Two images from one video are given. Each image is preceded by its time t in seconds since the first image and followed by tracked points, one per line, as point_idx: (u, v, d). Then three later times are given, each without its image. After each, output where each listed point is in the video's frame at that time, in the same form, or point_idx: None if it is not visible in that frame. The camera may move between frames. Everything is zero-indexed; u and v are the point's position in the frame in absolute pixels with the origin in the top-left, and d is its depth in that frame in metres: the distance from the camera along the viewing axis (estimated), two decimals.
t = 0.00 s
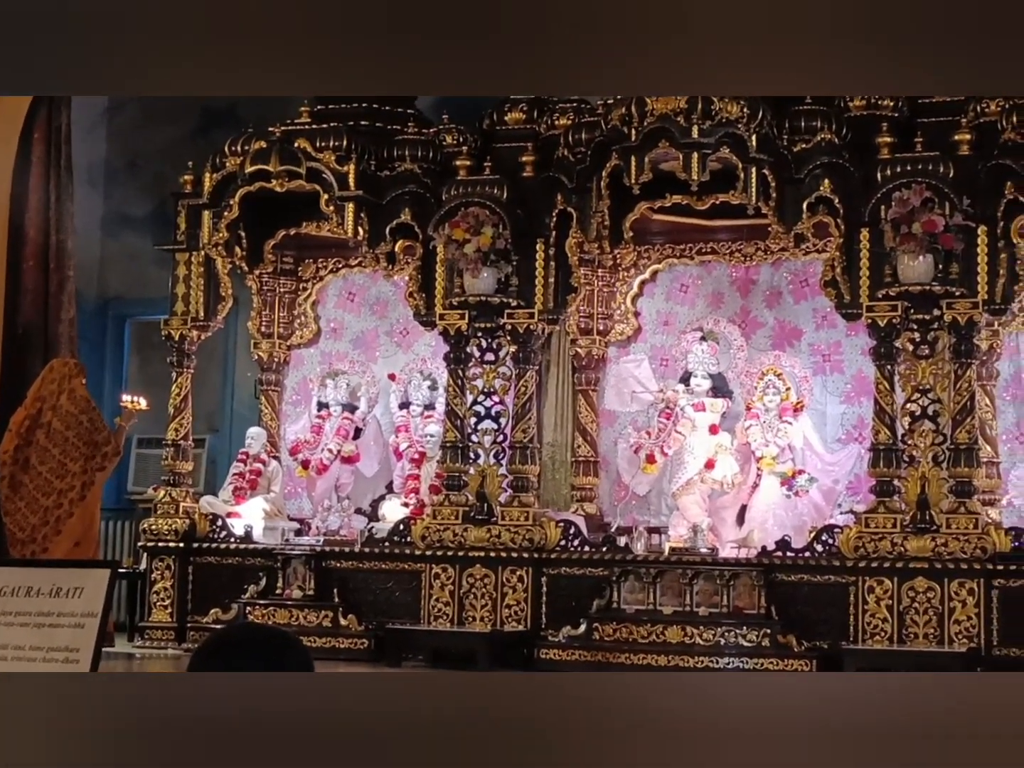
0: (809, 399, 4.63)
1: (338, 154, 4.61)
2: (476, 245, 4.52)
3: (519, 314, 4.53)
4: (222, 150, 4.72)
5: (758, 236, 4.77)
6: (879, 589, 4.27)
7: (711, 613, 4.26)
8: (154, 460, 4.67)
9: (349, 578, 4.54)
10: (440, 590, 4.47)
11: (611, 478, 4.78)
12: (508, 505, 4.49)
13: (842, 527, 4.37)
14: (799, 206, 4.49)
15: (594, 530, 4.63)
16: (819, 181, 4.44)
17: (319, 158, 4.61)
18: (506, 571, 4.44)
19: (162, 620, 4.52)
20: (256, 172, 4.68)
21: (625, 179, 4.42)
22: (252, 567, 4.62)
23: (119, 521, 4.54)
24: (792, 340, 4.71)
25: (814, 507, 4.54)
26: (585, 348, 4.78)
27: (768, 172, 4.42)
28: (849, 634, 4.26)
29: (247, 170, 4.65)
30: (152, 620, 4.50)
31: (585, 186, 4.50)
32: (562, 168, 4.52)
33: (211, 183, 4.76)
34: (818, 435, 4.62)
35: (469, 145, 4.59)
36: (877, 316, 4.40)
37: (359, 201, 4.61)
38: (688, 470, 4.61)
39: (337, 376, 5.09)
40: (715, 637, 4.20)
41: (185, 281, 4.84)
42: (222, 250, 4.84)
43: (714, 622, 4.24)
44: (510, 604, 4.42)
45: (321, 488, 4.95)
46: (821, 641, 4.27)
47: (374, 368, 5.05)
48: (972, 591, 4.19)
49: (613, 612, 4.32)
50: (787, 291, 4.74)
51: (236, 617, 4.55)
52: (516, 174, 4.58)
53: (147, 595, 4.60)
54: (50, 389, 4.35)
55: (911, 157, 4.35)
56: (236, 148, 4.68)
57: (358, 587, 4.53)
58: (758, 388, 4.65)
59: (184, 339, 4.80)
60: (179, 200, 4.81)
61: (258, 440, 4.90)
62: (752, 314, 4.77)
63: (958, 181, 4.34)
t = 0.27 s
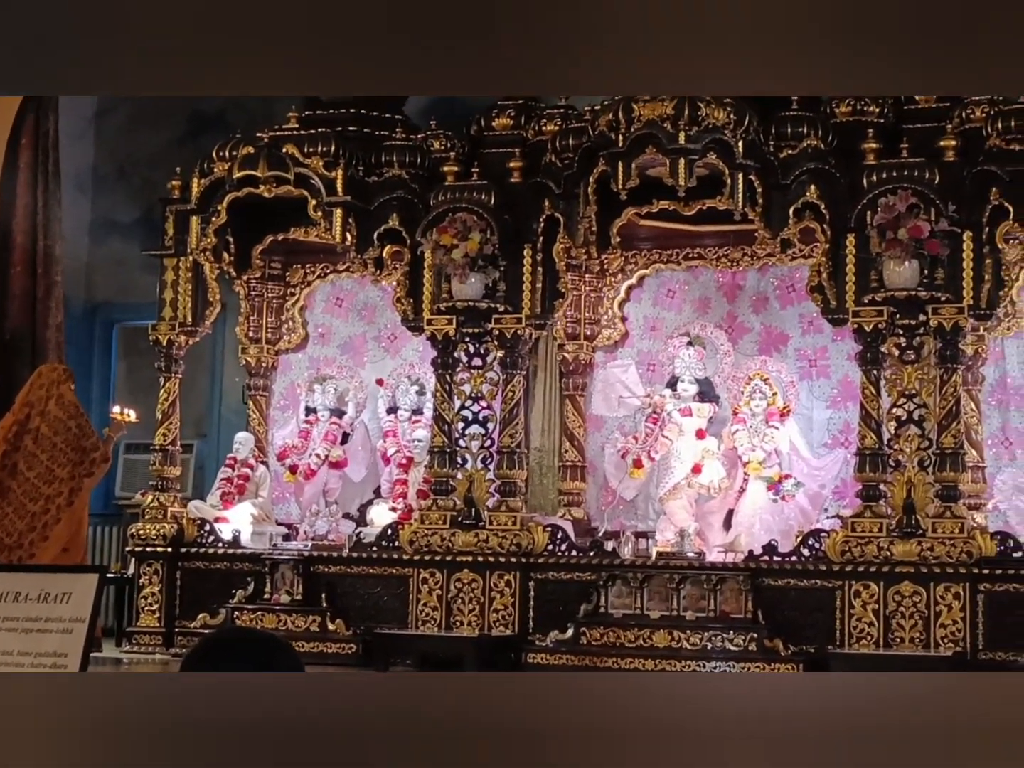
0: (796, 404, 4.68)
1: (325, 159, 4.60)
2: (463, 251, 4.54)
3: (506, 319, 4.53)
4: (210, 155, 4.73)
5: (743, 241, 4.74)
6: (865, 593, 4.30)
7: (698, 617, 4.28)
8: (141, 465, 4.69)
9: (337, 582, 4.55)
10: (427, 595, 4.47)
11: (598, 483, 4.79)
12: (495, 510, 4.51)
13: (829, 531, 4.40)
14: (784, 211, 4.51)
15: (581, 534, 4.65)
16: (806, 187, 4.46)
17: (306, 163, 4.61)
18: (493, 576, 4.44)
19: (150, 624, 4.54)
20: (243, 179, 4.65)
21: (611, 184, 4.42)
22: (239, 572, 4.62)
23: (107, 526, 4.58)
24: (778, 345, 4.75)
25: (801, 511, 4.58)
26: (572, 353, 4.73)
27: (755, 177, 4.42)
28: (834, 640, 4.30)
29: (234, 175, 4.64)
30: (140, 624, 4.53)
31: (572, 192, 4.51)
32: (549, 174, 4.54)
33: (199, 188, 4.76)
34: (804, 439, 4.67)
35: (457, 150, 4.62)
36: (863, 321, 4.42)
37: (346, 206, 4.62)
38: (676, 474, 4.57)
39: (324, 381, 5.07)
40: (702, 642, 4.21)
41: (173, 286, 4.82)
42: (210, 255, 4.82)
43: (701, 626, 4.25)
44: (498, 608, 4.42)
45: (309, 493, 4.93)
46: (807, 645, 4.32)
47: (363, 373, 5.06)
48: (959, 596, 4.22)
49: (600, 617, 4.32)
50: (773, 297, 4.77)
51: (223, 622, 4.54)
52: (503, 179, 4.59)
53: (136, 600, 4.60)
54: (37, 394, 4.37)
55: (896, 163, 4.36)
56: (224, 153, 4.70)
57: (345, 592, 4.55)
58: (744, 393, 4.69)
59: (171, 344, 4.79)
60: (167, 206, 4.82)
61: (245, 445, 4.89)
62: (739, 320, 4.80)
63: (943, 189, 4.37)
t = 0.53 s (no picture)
0: (767, 405, 5.00)
1: (329, 175, 4.92)
2: (458, 261, 4.85)
3: (497, 325, 4.85)
4: (221, 170, 5.03)
5: (720, 254, 5.07)
6: (832, 582, 4.61)
7: (676, 603, 4.60)
8: (155, 459, 5.05)
9: (338, 571, 4.85)
10: (423, 582, 4.79)
11: (582, 477, 5.12)
12: (487, 503, 4.83)
13: (798, 524, 4.71)
14: (758, 225, 4.81)
15: (567, 525, 4.99)
16: (777, 203, 4.77)
17: (311, 179, 4.92)
18: (485, 565, 4.75)
19: (163, 609, 4.87)
20: (252, 192, 4.95)
21: (596, 199, 4.74)
22: (246, 560, 4.92)
23: (123, 517, 4.96)
24: (750, 351, 5.09)
25: (772, 505, 4.91)
26: (558, 357, 5.05)
27: (731, 193, 4.72)
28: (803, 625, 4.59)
29: (244, 189, 4.93)
30: (154, 610, 4.87)
31: (560, 206, 4.84)
32: (538, 189, 4.87)
33: (210, 201, 5.03)
34: (776, 438, 5.01)
35: (452, 167, 4.93)
36: (830, 327, 4.74)
37: (348, 218, 4.92)
38: (655, 470, 4.88)
39: (327, 382, 5.37)
40: (679, 626, 4.53)
41: (186, 293, 5.11)
42: (221, 265, 5.10)
43: (679, 612, 4.57)
44: (489, 595, 4.74)
45: (312, 486, 5.26)
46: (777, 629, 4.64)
47: (363, 375, 5.38)
48: (918, 584, 4.53)
49: (584, 603, 4.66)
50: (747, 305, 5.11)
51: (232, 607, 4.86)
52: (496, 194, 4.90)
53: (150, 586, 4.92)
54: (59, 394, 4.67)
55: (862, 181, 4.68)
56: (234, 168, 5.00)
57: (346, 580, 4.85)
58: (719, 394, 5.02)
59: (184, 347, 5.08)
60: (179, 217, 5.12)
61: (253, 441, 5.21)
62: (715, 326, 5.14)
63: (905, 204, 4.69)
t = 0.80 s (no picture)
0: (726, 405, 5.63)
1: (336, 198, 5.47)
2: (451, 275, 5.45)
3: (486, 332, 5.45)
4: (239, 192, 5.62)
5: (685, 270, 5.70)
6: (781, 562, 5.20)
7: (644, 580, 5.17)
8: (179, 452, 5.64)
9: (343, 550, 5.45)
10: (418, 560, 5.38)
11: (561, 468, 5.73)
12: (475, 490, 5.46)
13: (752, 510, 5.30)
14: (719, 244, 5.38)
15: (547, 509, 5.58)
16: (736, 225, 5.33)
17: (320, 200, 5.48)
18: (474, 545, 5.36)
19: (186, 584, 5.46)
20: (267, 212, 5.52)
21: (575, 220, 5.31)
22: (261, 541, 5.48)
23: (151, 500, 5.62)
24: (711, 356, 5.69)
25: (729, 493, 5.53)
26: (540, 360, 5.68)
27: (694, 216, 5.31)
28: (756, 599, 5.18)
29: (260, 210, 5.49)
30: (178, 585, 5.45)
31: (542, 226, 5.42)
32: (523, 211, 5.45)
33: (230, 220, 5.62)
34: (734, 434, 5.64)
35: (445, 191, 5.51)
36: (783, 335, 5.32)
37: (353, 236, 5.49)
38: (626, 461, 5.44)
39: (334, 382, 5.98)
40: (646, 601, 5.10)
41: (207, 302, 5.73)
42: (239, 277, 5.74)
43: (646, 588, 5.14)
44: (477, 572, 5.34)
45: (320, 475, 5.86)
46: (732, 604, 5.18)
47: (365, 376, 5.95)
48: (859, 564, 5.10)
49: (562, 580, 5.24)
50: (708, 316, 5.72)
51: (249, 582, 5.41)
52: (485, 215, 5.50)
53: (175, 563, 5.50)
54: (94, 393, 5.25)
55: (811, 206, 5.26)
56: (251, 191, 5.59)
57: (350, 558, 5.45)
58: (683, 395, 5.64)
59: (206, 351, 5.70)
60: (202, 234, 5.72)
61: (267, 434, 5.80)
62: (679, 334, 5.73)
63: (848, 227, 5.28)
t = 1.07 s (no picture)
0: (685, 406, 6.45)
1: (347, 226, 6.27)
2: (446, 292, 6.26)
3: (477, 342, 6.26)
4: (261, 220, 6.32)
5: (650, 289, 6.57)
6: (732, 543, 5.95)
7: (614, 558, 6.00)
8: (208, 448, 6.42)
9: (352, 533, 6.26)
10: (418, 541, 6.18)
11: (541, 461, 6.52)
12: (468, 480, 6.25)
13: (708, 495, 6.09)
14: (679, 267, 6.20)
15: (530, 496, 6.38)
16: (694, 249, 6.15)
17: (332, 228, 6.27)
18: (467, 528, 6.15)
19: (216, 563, 6.26)
20: (287, 238, 6.24)
21: (553, 245, 6.12)
22: (279, 524, 6.29)
23: (185, 489, 6.44)
24: (672, 363, 6.51)
25: (688, 481, 6.32)
26: (523, 367, 6.43)
27: (657, 242, 6.15)
28: (712, 573, 5.92)
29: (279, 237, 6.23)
30: (209, 563, 6.25)
31: (525, 250, 6.23)
32: (508, 237, 6.30)
33: (254, 245, 6.31)
34: (692, 431, 6.44)
35: (441, 220, 6.32)
36: (735, 344, 6.13)
37: (361, 260, 6.30)
38: (598, 454, 6.30)
39: (344, 386, 6.76)
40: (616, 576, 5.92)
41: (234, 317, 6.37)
42: (262, 295, 6.36)
43: (616, 565, 5.96)
44: (470, 551, 6.14)
45: (332, 467, 6.65)
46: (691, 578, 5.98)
47: (371, 380, 6.75)
48: (799, 545, 5.86)
49: (543, 558, 6.05)
50: (670, 328, 6.55)
51: (270, 561, 6.23)
52: (476, 240, 6.34)
53: (206, 543, 6.28)
54: (136, 396, 6.18)
55: (759, 234, 6.08)
56: (273, 219, 6.28)
57: (358, 539, 6.26)
58: (648, 397, 6.46)
59: (232, 360, 6.38)
60: (229, 259, 6.39)
61: (285, 431, 6.60)
62: (644, 344, 6.58)
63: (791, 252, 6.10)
